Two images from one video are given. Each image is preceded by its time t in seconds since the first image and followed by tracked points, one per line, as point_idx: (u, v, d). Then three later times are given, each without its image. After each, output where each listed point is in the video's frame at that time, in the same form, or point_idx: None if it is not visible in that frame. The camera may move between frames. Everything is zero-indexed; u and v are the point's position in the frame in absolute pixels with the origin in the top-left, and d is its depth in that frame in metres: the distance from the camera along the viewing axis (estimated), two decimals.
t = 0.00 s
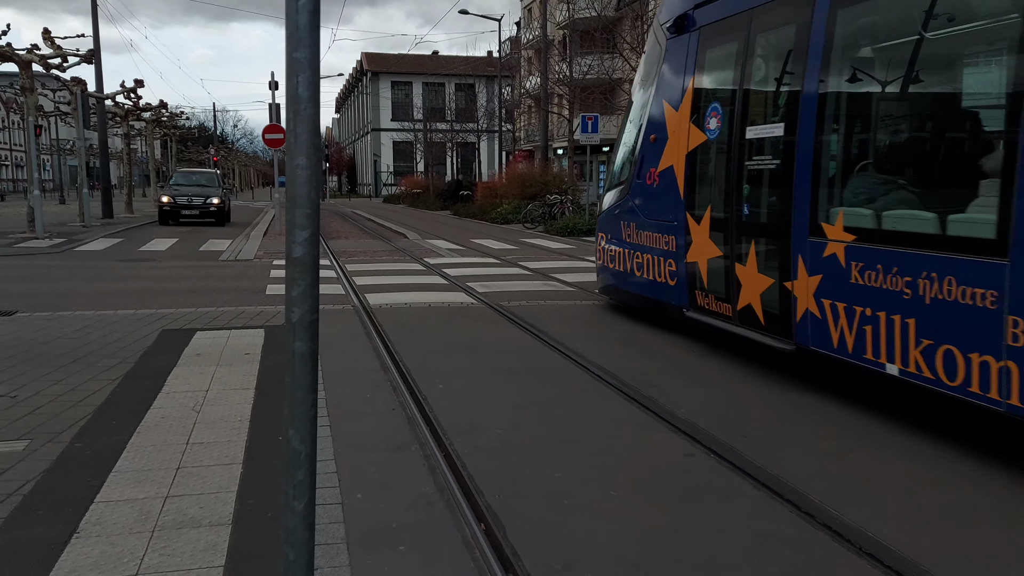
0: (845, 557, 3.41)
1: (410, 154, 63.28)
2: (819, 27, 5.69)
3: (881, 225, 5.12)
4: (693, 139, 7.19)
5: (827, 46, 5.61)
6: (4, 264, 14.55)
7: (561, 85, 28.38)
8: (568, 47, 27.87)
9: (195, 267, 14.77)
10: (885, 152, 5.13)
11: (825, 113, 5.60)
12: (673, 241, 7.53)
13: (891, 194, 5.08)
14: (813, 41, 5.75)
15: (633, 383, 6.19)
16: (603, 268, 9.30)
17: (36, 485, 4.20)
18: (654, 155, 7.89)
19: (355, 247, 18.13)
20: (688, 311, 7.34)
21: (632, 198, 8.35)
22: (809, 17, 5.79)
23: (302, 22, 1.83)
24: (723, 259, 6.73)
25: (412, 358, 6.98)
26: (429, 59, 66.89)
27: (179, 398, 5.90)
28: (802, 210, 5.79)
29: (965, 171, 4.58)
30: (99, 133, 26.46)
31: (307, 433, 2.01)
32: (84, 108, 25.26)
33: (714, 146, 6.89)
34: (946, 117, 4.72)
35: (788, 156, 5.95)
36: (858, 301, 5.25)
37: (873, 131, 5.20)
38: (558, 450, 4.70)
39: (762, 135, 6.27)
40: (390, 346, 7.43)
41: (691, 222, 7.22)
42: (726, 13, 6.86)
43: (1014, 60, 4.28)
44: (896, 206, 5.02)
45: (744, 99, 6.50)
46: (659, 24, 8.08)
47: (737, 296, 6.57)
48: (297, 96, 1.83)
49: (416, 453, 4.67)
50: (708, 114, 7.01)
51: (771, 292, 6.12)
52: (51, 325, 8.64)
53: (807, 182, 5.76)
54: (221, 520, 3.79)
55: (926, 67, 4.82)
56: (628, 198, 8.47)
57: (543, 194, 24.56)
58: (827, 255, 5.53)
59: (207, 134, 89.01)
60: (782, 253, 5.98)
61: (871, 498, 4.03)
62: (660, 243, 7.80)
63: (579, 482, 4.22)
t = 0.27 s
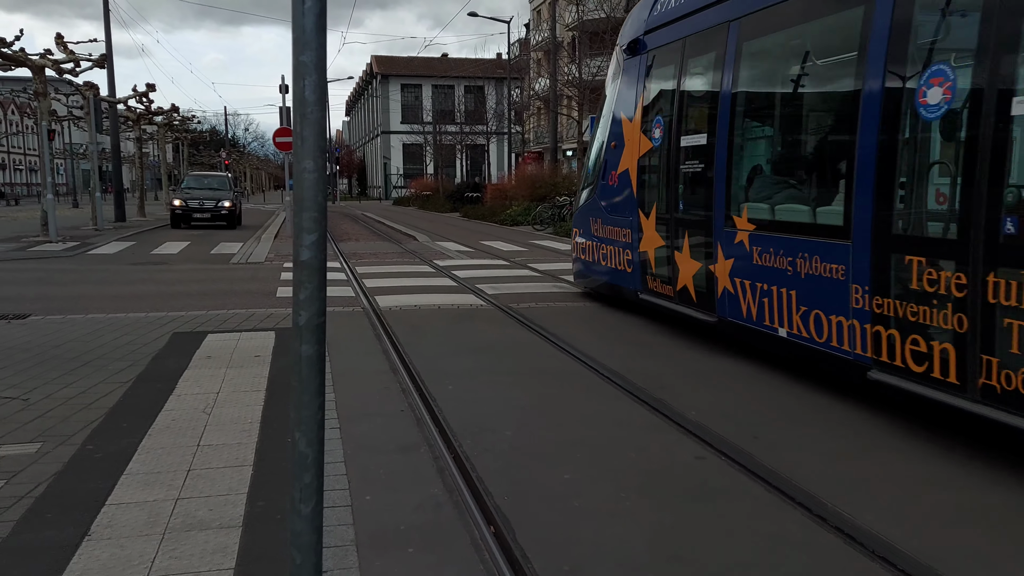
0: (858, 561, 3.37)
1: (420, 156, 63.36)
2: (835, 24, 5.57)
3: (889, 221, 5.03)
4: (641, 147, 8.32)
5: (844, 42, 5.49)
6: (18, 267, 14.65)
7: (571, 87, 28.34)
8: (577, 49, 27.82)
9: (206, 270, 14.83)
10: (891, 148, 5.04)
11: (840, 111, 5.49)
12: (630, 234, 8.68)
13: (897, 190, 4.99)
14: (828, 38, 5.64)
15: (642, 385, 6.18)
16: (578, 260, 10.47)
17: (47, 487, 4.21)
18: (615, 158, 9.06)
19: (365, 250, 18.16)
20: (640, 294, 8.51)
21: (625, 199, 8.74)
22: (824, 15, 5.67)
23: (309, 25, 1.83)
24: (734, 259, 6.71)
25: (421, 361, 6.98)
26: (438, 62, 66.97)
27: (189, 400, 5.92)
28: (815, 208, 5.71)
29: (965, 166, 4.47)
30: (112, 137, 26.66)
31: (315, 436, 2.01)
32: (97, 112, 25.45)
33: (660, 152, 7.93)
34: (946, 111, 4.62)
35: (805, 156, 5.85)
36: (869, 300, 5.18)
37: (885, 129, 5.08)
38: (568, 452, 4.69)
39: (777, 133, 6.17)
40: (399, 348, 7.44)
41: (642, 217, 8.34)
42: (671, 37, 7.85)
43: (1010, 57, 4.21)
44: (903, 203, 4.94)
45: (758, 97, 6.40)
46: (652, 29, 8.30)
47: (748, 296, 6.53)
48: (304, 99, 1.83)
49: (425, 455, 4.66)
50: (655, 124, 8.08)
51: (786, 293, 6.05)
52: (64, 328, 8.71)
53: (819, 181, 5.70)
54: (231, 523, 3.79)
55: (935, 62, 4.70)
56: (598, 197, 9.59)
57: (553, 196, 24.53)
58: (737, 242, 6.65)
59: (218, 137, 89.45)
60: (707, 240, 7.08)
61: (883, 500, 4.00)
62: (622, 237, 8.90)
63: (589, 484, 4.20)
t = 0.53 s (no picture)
0: (870, 565, 3.34)
1: (427, 159, 63.42)
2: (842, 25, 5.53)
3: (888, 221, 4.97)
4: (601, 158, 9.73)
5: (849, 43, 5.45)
6: (28, 272, 14.71)
7: (578, 89, 28.31)
8: (583, 51, 27.80)
9: (214, 274, 14.86)
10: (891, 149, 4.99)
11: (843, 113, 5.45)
12: (596, 231, 9.95)
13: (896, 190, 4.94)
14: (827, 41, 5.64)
15: (650, 388, 6.15)
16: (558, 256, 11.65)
17: (56, 492, 4.22)
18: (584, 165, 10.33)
19: (373, 253, 18.18)
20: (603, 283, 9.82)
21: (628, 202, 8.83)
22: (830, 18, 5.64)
23: (313, 28, 1.83)
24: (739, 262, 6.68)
25: (428, 364, 6.97)
26: (445, 65, 67.04)
27: (198, 404, 5.92)
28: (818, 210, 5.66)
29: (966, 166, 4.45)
30: (120, 142, 26.76)
31: (322, 441, 2.01)
32: (105, 118, 25.54)
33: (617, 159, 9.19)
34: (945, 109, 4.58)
35: (809, 158, 5.80)
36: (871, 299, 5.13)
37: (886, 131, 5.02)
38: (575, 456, 4.66)
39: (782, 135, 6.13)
40: (407, 351, 7.43)
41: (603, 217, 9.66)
42: (624, 61, 9.16)
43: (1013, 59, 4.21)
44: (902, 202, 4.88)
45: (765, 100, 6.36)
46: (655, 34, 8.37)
47: (756, 299, 6.49)
48: (309, 103, 1.83)
49: (433, 459, 4.65)
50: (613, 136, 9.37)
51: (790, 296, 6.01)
52: (72, 333, 8.73)
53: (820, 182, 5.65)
54: (239, 528, 3.79)
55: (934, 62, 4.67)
56: (573, 199, 10.81)
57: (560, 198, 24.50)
58: (675, 235, 7.78)
59: (226, 142, 89.78)
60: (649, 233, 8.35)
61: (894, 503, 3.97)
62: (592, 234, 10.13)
63: (598, 488, 4.19)
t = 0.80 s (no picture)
0: (883, 567, 3.31)
1: (433, 162, 63.44)
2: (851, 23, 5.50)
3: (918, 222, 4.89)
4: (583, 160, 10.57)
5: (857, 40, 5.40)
6: (36, 277, 14.76)
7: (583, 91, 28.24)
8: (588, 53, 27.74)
9: (221, 278, 14.88)
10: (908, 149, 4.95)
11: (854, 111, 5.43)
12: (571, 227, 11.21)
13: (840, 188, 5.60)
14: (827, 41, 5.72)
15: (659, 390, 6.12)
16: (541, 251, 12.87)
17: (66, 497, 4.22)
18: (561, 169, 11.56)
19: (380, 256, 18.18)
20: (578, 273, 11.02)
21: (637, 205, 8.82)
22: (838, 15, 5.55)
23: (322, 30, 1.82)
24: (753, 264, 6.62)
25: (436, 366, 6.96)
26: (450, 68, 67.04)
27: (206, 408, 5.92)
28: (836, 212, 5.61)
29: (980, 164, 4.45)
30: (127, 147, 26.85)
31: (332, 447, 2.00)
32: (112, 122, 25.64)
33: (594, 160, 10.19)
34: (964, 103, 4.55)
35: (763, 161, 6.43)
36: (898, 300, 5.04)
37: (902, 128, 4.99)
38: (585, 459, 4.64)
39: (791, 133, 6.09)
40: (414, 354, 7.43)
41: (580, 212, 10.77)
42: (593, 76, 10.33)
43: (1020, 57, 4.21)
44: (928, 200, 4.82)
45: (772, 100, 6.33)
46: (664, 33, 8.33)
47: (689, 281, 7.73)
48: (318, 106, 1.82)
49: (442, 462, 4.64)
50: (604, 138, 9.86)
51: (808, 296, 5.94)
52: (81, 337, 8.76)
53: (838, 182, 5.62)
54: (249, 532, 3.78)
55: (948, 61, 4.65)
56: (553, 200, 12.06)
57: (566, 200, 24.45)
58: (630, 228, 9.02)
59: (232, 146, 90.04)
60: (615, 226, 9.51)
61: (906, 505, 3.94)
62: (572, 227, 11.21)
63: (607, 491, 4.17)
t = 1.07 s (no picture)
0: (893, 570, 3.29)
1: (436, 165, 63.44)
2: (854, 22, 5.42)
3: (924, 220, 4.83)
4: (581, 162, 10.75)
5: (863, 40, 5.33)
6: (42, 282, 14.79)
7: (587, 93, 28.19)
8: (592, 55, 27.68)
9: (226, 282, 14.89)
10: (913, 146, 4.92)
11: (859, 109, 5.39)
12: (551, 225, 12.36)
13: (747, 187, 6.78)
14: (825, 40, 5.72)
15: (666, 392, 6.10)
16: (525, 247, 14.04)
17: (72, 502, 4.22)
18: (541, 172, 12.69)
19: (385, 259, 18.19)
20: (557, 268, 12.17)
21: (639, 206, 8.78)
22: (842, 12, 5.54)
23: (327, 34, 1.82)
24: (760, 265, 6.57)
25: (442, 369, 6.95)
26: (453, 71, 67.04)
27: (212, 413, 5.92)
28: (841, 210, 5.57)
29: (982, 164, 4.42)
30: (132, 151, 26.91)
31: (339, 452, 1.99)
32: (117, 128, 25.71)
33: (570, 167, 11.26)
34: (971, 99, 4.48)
35: (692, 165, 7.61)
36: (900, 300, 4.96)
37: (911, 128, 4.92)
38: (591, 462, 4.62)
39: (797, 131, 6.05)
40: (420, 357, 7.42)
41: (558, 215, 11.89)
42: (569, 87, 11.43)
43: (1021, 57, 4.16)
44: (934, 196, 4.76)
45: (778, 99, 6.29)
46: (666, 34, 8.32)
47: (641, 269, 8.90)
48: (323, 110, 1.82)
49: (448, 466, 4.63)
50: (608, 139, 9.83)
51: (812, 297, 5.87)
52: (87, 342, 8.77)
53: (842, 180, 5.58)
54: (255, 537, 3.77)
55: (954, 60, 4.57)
56: (535, 200, 13.20)
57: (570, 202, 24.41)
58: (596, 224, 10.20)
59: (237, 150, 90.22)
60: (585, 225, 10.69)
61: (915, 507, 3.91)
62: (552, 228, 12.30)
63: (614, 494, 4.15)
